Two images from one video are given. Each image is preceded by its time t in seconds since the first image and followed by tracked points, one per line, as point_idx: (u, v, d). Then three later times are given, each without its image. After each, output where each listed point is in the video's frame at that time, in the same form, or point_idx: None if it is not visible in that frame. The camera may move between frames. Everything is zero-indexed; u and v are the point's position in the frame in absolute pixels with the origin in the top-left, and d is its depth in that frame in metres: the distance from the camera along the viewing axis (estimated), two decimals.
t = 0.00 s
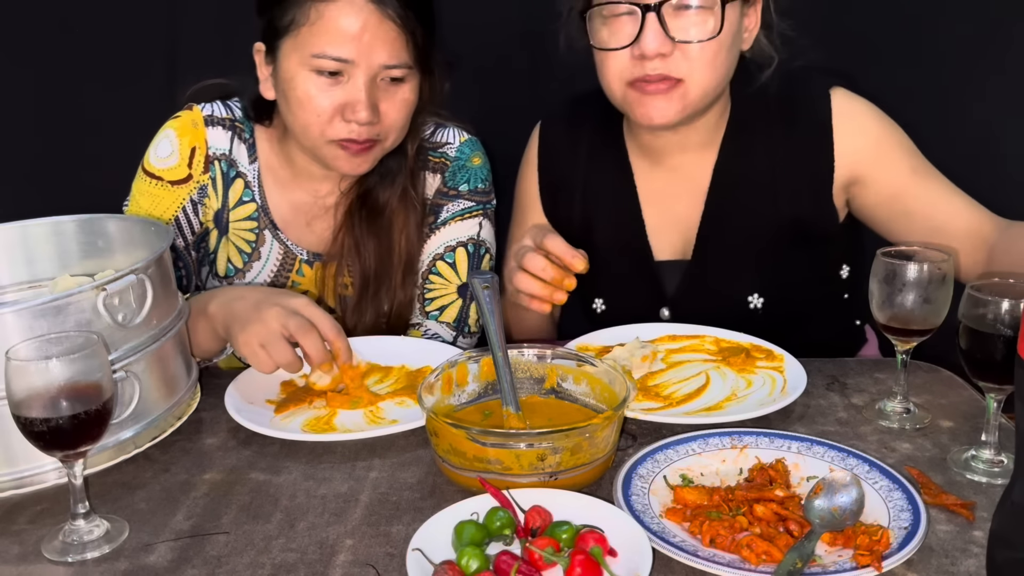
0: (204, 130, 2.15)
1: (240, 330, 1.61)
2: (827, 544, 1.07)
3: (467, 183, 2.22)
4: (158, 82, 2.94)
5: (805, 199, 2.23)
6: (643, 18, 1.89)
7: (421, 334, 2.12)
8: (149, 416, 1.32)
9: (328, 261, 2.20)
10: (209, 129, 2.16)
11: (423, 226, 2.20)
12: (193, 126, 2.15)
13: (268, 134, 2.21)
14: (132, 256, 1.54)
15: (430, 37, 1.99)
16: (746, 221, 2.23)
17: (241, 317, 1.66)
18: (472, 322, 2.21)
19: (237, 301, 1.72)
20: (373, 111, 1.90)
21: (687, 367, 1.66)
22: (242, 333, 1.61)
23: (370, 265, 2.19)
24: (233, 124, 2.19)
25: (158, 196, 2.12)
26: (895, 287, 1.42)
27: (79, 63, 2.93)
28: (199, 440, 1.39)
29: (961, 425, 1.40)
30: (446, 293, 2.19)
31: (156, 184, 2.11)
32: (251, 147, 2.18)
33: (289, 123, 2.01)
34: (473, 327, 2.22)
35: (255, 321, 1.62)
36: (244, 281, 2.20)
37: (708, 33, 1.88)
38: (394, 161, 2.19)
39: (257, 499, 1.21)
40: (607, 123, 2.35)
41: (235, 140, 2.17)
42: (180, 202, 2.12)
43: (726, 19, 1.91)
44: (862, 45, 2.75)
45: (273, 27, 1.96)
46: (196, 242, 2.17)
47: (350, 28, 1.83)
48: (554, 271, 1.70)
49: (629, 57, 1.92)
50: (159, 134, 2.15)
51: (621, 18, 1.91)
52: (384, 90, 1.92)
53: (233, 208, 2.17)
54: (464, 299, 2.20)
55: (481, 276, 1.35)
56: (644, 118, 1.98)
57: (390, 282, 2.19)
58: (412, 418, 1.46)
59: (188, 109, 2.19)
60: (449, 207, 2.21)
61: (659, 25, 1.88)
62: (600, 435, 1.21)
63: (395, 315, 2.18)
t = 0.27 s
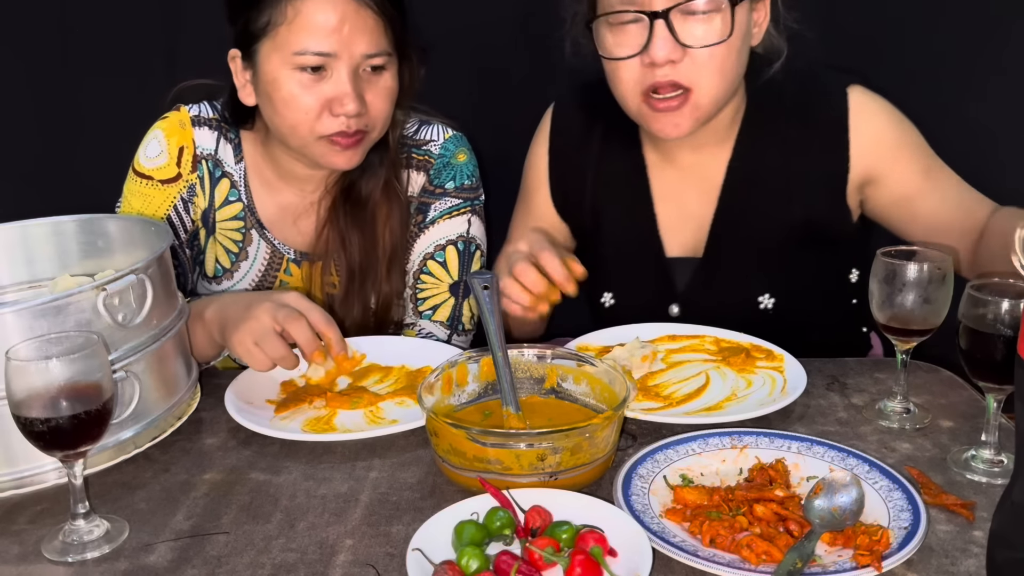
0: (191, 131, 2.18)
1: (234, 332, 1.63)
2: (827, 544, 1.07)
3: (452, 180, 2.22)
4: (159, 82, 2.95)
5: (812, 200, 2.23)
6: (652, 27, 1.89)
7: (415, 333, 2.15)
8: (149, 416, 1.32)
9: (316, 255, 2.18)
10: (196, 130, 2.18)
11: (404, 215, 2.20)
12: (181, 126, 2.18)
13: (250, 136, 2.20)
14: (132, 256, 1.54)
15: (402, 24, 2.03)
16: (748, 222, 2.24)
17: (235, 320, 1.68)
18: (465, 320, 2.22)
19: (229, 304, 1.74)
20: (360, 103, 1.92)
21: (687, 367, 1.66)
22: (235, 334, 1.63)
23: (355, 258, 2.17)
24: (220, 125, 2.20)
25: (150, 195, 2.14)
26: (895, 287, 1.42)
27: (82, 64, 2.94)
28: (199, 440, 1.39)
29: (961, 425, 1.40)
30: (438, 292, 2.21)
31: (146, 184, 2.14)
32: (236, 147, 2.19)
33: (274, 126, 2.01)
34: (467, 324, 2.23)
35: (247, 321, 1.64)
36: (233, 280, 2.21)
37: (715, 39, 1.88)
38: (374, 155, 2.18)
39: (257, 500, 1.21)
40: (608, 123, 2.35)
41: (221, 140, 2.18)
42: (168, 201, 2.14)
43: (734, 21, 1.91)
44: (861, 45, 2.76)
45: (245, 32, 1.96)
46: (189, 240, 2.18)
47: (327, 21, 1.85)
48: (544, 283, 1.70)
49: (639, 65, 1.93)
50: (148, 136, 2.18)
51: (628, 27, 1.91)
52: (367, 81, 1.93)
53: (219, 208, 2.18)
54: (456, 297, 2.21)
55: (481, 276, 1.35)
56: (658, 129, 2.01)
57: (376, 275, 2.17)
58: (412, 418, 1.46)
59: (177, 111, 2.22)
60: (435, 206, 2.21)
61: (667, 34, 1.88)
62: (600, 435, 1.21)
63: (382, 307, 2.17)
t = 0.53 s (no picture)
0: (188, 129, 2.19)
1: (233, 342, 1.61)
2: (827, 544, 1.07)
3: (445, 180, 2.21)
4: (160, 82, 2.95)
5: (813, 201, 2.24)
6: (653, 57, 1.83)
7: (416, 331, 2.10)
8: (148, 417, 1.32)
9: (312, 254, 2.19)
10: (193, 128, 2.19)
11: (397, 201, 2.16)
12: (178, 125, 2.19)
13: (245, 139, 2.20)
14: (132, 256, 1.54)
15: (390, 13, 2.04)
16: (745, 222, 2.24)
17: (233, 328, 1.66)
18: (466, 316, 2.17)
19: (227, 315, 1.72)
20: (367, 92, 1.93)
21: (687, 367, 1.66)
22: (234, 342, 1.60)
23: (352, 248, 2.15)
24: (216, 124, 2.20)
25: (148, 193, 2.14)
26: (895, 287, 1.42)
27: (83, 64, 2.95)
28: (198, 440, 1.38)
29: (961, 425, 1.40)
30: (436, 290, 2.18)
31: (143, 181, 2.14)
32: (232, 146, 2.18)
33: (281, 129, 2.01)
34: (468, 320, 2.19)
35: (245, 329, 1.62)
36: (231, 278, 2.20)
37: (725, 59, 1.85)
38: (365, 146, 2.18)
39: (257, 499, 1.21)
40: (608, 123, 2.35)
41: (217, 140, 2.18)
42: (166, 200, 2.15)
43: (740, 33, 1.85)
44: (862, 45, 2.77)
45: (241, 40, 1.95)
46: (188, 237, 2.18)
47: (327, 14, 1.86)
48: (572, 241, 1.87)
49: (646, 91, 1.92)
50: (145, 134, 2.19)
51: (634, 54, 1.85)
52: (368, 69, 1.94)
53: (216, 207, 2.18)
54: (457, 294, 2.17)
55: (480, 276, 1.35)
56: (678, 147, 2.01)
57: (371, 265, 2.14)
58: (412, 418, 1.46)
59: (173, 111, 2.23)
60: (430, 206, 2.20)
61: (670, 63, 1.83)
62: (600, 435, 1.21)
63: (379, 297, 2.14)
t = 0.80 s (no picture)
0: (184, 131, 2.18)
1: (234, 341, 1.61)
2: (827, 544, 1.07)
3: (439, 178, 2.21)
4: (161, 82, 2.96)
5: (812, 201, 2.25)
6: (671, 64, 1.85)
7: (410, 330, 2.09)
8: (148, 417, 1.32)
9: (309, 254, 2.19)
10: (189, 130, 2.18)
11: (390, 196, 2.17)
12: (173, 126, 2.18)
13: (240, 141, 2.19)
14: (132, 256, 1.54)
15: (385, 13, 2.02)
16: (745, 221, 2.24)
17: (233, 328, 1.66)
18: (461, 314, 2.17)
19: (228, 313, 1.72)
20: (371, 96, 1.93)
21: (687, 367, 1.66)
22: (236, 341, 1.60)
23: (349, 242, 2.16)
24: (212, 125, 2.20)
25: (145, 194, 2.14)
26: (895, 287, 1.42)
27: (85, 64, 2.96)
28: (198, 440, 1.38)
29: (961, 425, 1.40)
30: (431, 289, 2.17)
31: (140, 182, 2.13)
32: (228, 147, 2.18)
33: (286, 137, 2.01)
34: (462, 319, 2.18)
35: (247, 328, 1.63)
36: (228, 279, 2.21)
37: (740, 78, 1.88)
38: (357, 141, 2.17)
39: (257, 500, 1.21)
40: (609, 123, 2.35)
41: (213, 141, 2.18)
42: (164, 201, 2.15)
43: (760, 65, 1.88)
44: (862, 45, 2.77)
45: (245, 53, 1.93)
46: (187, 237, 2.19)
47: (332, 23, 1.85)
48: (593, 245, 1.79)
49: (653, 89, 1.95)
50: (140, 135, 2.18)
51: (652, 55, 1.87)
52: (370, 73, 1.94)
53: (213, 209, 2.18)
54: (450, 292, 2.17)
55: (479, 277, 1.36)
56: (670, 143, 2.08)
57: (369, 261, 2.16)
58: (412, 418, 1.46)
59: (169, 111, 2.22)
60: (424, 204, 2.20)
61: (686, 73, 1.85)
62: (600, 435, 1.21)
63: (375, 293, 2.17)
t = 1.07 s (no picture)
0: (180, 130, 2.19)
1: (235, 344, 1.60)
2: (827, 544, 1.07)
3: (433, 177, 2.21)
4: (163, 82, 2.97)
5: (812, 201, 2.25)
6: (699, 102, 1.79)
7: (404, 331, 2.11)
8: (148, 417, 1.32)
9: (303, 255, 2.19)
10: (185, 129, 2.18)
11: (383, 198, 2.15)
12: (170, 125, 2.19)
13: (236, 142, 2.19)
14: (132, 256, 1.54)
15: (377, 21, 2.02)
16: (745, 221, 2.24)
17: (234, 329, 1.65)
18: (455, 315, 2.19)
19: (231, 316, 1.71)
20: (366, 106, 1.93)
21: (687, 367, 1.66)
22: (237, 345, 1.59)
23: (342, 244, 2.16)
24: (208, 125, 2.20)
25: (142, 193, 2.15)
26: (895, 287, 1.42)
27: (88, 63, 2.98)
28: (198, 440, 1.38)
29: (961, 425, 1.40)
30: (424, 289, 2.18)
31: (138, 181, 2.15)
32: (224, 147, 2.19)
33: (283, 147, 2.01)
34: (456, 320, 2.20)
35: (248, 332, 1.61)
36: (224, 279, 2.21)
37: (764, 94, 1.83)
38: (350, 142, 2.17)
39: (257, 499, 1.21)
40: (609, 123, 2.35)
41: (208, 140, 2.18)
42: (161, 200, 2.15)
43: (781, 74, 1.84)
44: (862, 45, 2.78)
45: (237, 65, 1.94)
46: (185, 236, 2.18)
47: (325, 35, 1.85)
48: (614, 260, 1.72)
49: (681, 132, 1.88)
50: (137, 134, 2.19)
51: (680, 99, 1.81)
52: (364, 82, 1.94)
53: (208, 208, 2.18)
54: (444, 293, 2.19)
55: (479, 277, 1.36)
56: (715, 169, 1.96)
57: (361, 263, 2.14)
58: (412, 418, 1.46)
59: (165, 110, 2.23)
60: (418, 204, 2.20)
61: (716, 104, 1.79)
62: (600, 435, 1.21)
63: (369, 294, 2.15)
